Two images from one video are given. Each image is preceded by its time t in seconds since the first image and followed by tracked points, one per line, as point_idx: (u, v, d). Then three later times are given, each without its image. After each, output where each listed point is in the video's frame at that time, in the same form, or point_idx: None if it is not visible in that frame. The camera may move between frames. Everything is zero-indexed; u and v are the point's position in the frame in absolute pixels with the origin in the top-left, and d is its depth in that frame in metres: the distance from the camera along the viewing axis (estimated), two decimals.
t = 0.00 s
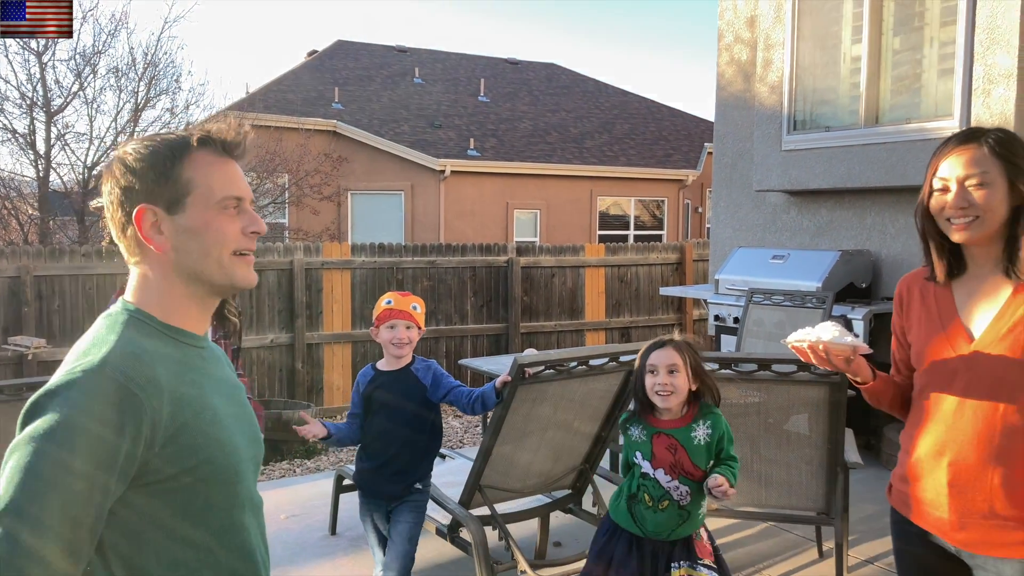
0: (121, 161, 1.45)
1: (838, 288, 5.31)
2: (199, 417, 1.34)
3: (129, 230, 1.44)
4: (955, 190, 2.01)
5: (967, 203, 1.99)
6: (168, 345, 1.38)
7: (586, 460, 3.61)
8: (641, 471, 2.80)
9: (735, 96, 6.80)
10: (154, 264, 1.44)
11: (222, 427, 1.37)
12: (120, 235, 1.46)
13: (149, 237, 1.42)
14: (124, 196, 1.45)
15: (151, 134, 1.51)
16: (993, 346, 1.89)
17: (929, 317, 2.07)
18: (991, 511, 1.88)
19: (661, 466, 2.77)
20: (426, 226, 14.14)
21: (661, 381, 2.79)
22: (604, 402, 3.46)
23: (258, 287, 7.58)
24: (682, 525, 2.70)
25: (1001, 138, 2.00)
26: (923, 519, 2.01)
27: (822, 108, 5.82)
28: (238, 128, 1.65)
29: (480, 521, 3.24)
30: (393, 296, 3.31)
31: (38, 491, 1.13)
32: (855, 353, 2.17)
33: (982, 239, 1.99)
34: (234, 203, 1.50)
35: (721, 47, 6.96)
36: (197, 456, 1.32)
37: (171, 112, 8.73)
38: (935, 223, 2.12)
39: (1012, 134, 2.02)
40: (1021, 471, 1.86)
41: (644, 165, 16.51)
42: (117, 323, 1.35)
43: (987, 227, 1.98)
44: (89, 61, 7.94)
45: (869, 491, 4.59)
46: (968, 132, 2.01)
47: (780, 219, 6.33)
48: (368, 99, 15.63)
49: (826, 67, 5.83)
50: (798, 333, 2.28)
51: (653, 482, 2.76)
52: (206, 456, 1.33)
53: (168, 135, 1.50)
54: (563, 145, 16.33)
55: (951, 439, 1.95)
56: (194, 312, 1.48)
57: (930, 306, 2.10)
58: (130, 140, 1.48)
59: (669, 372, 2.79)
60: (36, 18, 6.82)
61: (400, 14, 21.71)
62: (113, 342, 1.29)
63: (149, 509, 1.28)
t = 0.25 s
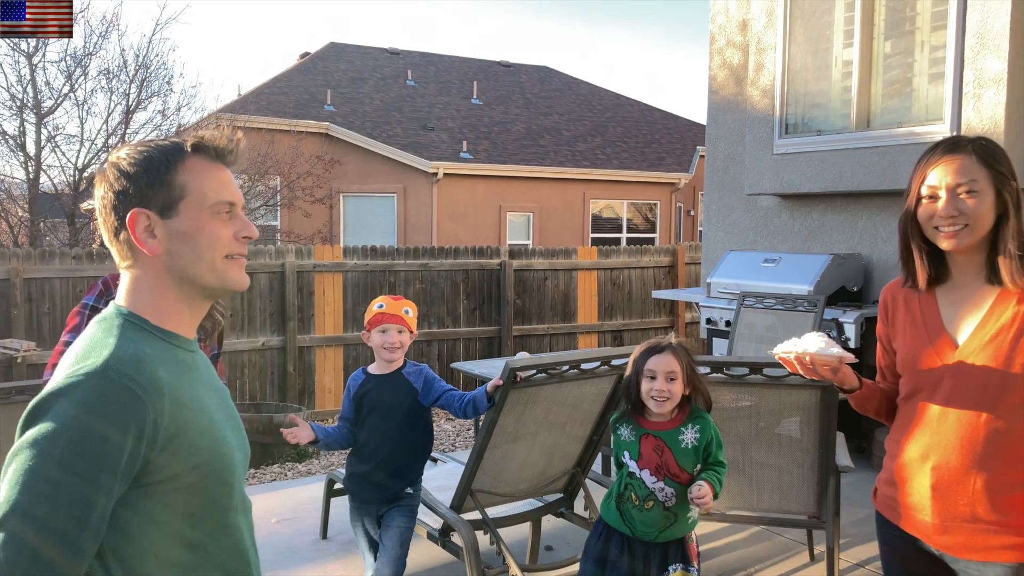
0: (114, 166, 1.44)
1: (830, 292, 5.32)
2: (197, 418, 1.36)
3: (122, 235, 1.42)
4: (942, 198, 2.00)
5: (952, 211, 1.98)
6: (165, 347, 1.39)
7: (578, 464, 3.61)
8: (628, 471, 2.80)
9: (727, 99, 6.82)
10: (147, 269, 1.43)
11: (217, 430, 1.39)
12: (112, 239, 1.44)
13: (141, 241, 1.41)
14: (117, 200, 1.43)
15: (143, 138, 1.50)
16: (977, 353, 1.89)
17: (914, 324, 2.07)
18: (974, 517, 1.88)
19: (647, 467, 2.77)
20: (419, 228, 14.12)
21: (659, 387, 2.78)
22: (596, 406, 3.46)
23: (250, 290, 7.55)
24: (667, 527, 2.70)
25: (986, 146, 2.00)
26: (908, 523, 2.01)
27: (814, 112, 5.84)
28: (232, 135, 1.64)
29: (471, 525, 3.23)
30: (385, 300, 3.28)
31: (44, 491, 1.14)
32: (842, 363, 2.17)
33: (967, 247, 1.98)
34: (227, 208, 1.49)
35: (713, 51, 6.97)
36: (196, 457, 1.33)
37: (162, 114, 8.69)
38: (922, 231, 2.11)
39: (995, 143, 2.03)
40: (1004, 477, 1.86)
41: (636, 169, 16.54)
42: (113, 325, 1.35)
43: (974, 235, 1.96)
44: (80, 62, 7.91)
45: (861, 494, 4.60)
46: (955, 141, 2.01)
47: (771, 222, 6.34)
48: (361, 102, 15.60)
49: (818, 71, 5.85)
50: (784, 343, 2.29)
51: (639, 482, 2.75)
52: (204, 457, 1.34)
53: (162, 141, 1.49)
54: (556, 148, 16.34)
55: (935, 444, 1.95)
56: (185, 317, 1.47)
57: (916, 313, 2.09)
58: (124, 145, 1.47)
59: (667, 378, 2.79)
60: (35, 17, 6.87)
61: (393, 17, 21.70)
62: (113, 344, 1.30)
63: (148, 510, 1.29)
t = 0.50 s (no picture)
0: (95, 171, 1.44)
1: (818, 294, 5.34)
2: (182, 419, 1.36)
3: (101, 239, 1.42)
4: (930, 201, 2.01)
5: (941, 214, 1.99)
6: (148, 349, 1.40)
7: (566, 466, 3.60)
8: (615, 465, 2.80)
9: (716, 103, 6.84)
10: (126, 271, 1.43)
11: (201, 431, 1.40)
12: (92, 243, 1.44)
13: (120, 244, 1.41)
14: (96, 203, 1.43)
15: (123, 143, 1.50)
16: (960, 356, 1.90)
17: (896, 327, 2.08)
18: (957, 519, 1.89)
19: (633, 459, 2.78)
20: (408, 231, 14.09)
21: (653, 392, 2.77)
22: (585, 409, 3.46)
23: (237, 292, 7.50)
24: (656, 519, 2.70)
25: (972, 149, 2.02)
26: (893, 526, 2.02)
27: (801, 116, 5.87)
28: (210, 140, 1.63)
29: (459, 529, 3.22)
30: (375, 302, 3.26)
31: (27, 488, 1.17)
32: (828, 366, 2.17)
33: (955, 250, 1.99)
34: (206, 209, 1.49)
35: (702, 55, 6.99)
36: (179, 458, 1.34)
37: (150, 116, 8.63)
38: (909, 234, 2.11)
39: (979, 147, 2.04)
40: (988, 478, 1.86)
41: (625, 172, 16.57)
42: (96, 326, 1.36)
43: (961, 239, 1.97)
44: (66, 63, 7.84)
45: (848, 497, 4.62)
46: (943, 144, 2.02)
47: (759, 226, 6.37)
48: (350, 104, 15.56)
49: (805, 75, 5.88)
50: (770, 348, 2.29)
51: (626, 474, 2.76)
52: (188, 457, 1.36)
53: (141, 145, 1.49)
54: (545, 150, 16.35)
55: (921, 447, 1.95)
56: (165, 320, 1.47)
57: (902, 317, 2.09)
58: (103, 148, 1.47)
59: (662, 383, 2.78)
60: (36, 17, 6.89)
61: (382, 19, 21.67)
62: (98, 344, 1.31)
63: (129, 508, 1.31)
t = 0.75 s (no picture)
0: (75, 172, 1.42)
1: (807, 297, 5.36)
2: (160, 422, 1.35)
3: (81, 240, 1.40)
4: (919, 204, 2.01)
5: (928, 218, 1.99)
6: (128, 351, 1.38)
7: (555, 469, 3.60)
8: (604, 468, 2.79)
9: (706, 105, 6.86)
10: (109, 273, 1.42)
11: (181, 434, 1.39)
12: (73, 245, 1.42)
13: (102, 245, 1.39)
14: (76, 204, 1.41)
15: (102, 145, 1.48)
16: (946, 359, 1.91)
17: (884, 330, 2.09)
18: (944, 520, 1.89)
19: (622, 460, 2.77)
20: (398, 232, 14.06)
21: (636, 393, 2.77)
22: (575, 411, 3.46)
23: (225, 293, 7.46)
24: (648, 518, 2.71)
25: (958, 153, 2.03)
26: (880, 529, 2.02)
27: (791, 119, 5.90)
28: (190, 142, 1.62)
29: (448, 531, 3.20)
30: (369, 304, 3.24)
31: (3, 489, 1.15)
32: (817, 368, 2.17)
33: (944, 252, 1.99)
34: (188, 211, 1.48)
35: (691, 57, 7.01)
36: (157, 460, 1.33)
37: (139, 116, 8.58)
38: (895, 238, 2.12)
39: (965, 150, 2.05)
40: (974, 480, 1.87)
41: (616, 173, 16.60)
42: (74, 329, 1.35)
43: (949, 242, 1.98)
44: (54, 62, 7.78)
45: (836, 498, 4.64)
46: (930, 146, 2.02)
47: (749, 228, 6.39)
48: (340, 104, 15.52)
49: (795, 78, 5.90)
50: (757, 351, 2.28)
51: (617, 475, 2.76)
52: (165, 459, 1.34)
53: (121, 147, 1.48)
54: (536, 152, 16.36)
55: (907, 449, 1.96)
56: (148, 322, 1.46)
57: (888, 320, 2.09)
58: (86, 150, 1.46)
59: (645, 383, 2.78)
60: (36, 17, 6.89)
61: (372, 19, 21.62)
62: (75, 346, 1.30)
63: (108, 510, 1.29)
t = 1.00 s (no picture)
0: (59, 173, 1.41)
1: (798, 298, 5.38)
2: (150, 422, 1.34)
3: (67, 242, 1.39)
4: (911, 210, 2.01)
5: (920, 224, 1.99)
6: (116, 351, 1.37)
7: (547, 470, 3.59)
8: (599, 469, 2.80)
9: (697, 107, 6.88)
10: (96, 274, 1.40)
11: (169, 434, 1.38)
12: (57, 247, 1.40)
13: (91, 247, 1.38)
14: (61, 206, 1.39)
15: (86, 146, 1.46)
16: (932, 359, 1.92)
17: (872, 331, 2.08)
18: (933, 521, 1.90)
19: (616, 460, 2.78)
20: (389, 233, 14.03)
21: (622, 390, 2.77)
22: (567, 412, 3.45)
23: (216, 294, 7.43)
24: (643, 518, 2.71)
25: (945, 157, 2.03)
26: (868, 531, 2.02)
27: (782, 121, 5.92)
28: (176, 143, 1.61)
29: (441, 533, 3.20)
30: (361, 305, 3.22)
31: None
32: (802, 365, 2.17)
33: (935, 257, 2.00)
34: (176, 212, 1.48)
35: (683, 59, 7.03)
36: (146, 460, 1.32)
37: (130, 116, 8.54)
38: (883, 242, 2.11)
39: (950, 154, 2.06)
40: (962, 480, 1.88)
41: (607, 175, 16.62)
42: (62, 329, 1.33)
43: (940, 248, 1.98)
44: (44, 61, 7.74)
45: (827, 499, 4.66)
46: (919, 151, 2.02)
47: (740, 229, 6.41)
48: (331, 105, 15.49)
49: (786, 80, 5.93)
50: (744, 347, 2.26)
51: (612, 476, 2.76)
52: (155, 459, 1.34)
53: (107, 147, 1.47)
54: (527, 153, 16.37)
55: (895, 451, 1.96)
56: (135, 322, 1.45)
57: (877, 323, 2.09)
58: (69, 151, 1.44)
59: (630, 381, 2.78)
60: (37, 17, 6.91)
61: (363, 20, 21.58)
62: (63, 346, 1.29)
63: (98, 510, 1.29)
